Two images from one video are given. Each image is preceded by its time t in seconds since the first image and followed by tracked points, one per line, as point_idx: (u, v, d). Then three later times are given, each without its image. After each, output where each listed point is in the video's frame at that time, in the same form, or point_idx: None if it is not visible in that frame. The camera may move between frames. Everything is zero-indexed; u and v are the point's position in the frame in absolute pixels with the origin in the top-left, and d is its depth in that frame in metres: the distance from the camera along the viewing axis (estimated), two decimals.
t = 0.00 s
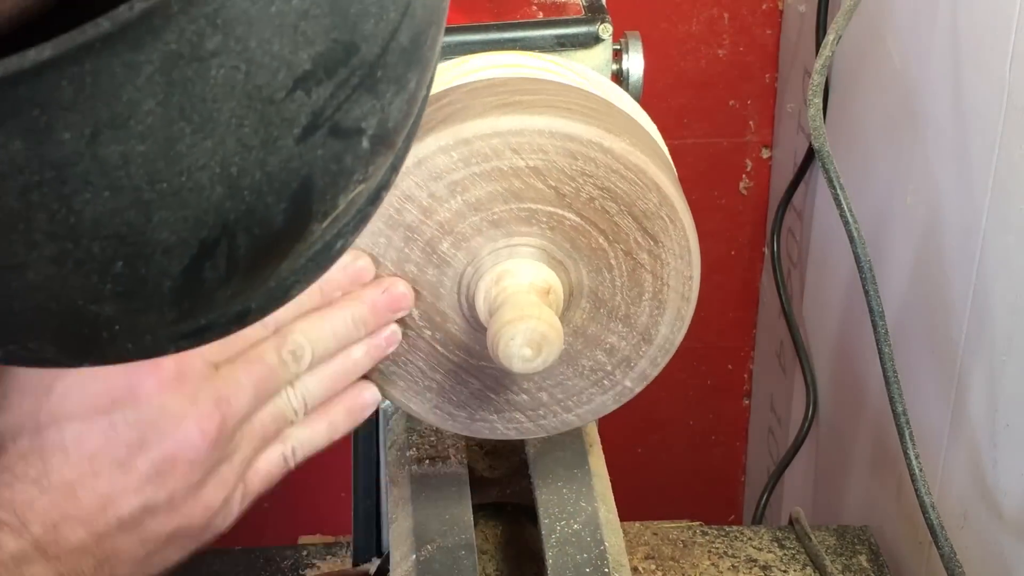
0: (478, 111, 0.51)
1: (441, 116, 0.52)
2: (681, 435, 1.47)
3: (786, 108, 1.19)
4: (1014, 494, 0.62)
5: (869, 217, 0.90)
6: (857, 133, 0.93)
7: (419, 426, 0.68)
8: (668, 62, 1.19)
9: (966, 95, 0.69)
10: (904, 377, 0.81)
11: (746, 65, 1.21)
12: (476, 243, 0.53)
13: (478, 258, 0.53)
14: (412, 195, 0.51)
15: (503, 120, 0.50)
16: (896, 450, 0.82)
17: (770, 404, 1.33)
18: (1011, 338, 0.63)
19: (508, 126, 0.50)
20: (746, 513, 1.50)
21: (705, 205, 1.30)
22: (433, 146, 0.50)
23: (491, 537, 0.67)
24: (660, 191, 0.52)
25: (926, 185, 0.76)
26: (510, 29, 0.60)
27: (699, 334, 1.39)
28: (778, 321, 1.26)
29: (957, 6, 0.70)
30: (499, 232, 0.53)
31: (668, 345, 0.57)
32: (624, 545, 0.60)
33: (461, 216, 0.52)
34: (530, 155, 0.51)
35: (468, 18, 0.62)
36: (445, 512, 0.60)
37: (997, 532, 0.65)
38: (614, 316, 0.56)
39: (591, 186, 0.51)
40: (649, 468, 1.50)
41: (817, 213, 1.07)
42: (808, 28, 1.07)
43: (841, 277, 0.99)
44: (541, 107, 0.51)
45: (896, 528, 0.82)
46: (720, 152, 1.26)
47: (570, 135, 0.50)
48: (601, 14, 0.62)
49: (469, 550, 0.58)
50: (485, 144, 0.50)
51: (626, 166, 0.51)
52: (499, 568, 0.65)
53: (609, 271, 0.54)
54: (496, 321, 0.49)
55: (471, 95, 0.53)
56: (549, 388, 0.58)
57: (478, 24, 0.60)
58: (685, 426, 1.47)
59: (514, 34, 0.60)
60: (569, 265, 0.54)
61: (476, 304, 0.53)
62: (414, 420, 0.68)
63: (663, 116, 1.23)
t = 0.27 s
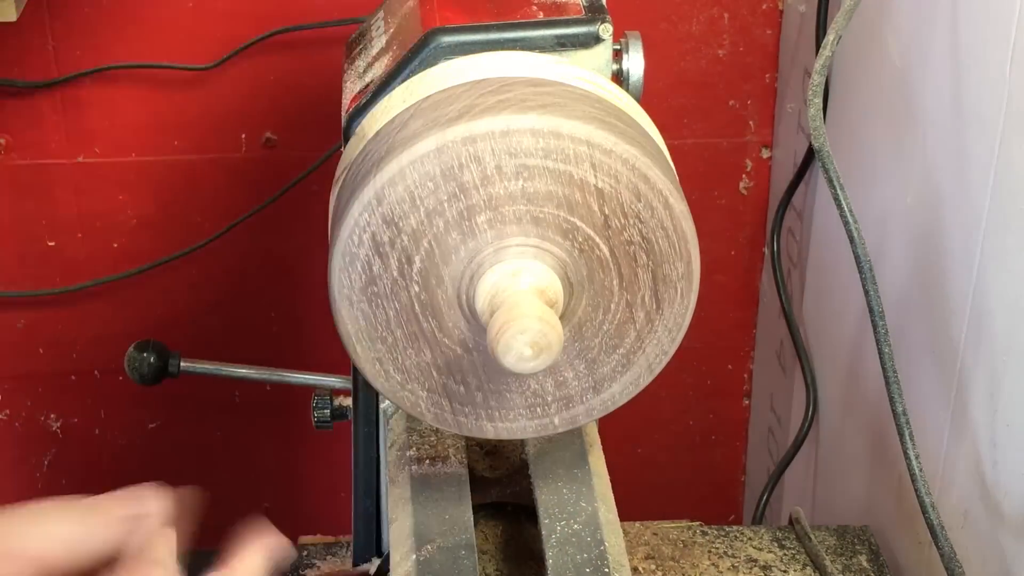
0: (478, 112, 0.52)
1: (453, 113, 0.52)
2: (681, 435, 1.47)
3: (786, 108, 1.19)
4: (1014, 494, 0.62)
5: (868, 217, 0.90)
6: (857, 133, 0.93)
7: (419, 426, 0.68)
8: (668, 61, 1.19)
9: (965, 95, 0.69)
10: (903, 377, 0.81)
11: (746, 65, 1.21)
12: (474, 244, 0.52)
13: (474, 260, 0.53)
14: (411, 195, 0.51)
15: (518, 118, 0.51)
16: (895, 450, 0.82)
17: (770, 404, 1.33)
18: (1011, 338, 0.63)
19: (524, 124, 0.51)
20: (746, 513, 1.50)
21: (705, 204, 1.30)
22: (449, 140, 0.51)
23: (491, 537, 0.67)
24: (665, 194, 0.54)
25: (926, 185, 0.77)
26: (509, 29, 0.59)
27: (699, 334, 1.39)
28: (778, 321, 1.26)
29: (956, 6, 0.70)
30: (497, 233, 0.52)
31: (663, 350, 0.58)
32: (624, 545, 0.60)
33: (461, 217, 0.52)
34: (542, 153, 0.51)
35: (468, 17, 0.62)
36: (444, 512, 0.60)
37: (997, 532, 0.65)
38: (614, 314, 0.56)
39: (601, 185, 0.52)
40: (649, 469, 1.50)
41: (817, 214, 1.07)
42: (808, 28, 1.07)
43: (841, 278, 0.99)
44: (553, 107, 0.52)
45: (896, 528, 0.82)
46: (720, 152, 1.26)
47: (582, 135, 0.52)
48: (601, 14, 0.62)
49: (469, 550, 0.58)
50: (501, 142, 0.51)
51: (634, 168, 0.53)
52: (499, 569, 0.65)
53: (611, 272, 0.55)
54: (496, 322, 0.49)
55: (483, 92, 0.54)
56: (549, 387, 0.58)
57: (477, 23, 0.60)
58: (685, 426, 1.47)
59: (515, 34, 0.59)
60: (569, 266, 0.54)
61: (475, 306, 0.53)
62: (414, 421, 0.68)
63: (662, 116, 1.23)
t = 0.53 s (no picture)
0: (478, 111, 0.52)
1: (454, 112, 0.52)
2: (681, 435, 1.47)
3: (786, 108, 1.19)
4: (1014, 494, 0.62)
5: (868, 216, 0.90)
6: (857, 132, 0.93)
7: (419, 426, 0.68)
8: (668, 61, 1.19)
9: (965, 95, 0.69)
10: (903, 377, 0.81)
11: (746, 65, 1.21)
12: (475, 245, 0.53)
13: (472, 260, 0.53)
14: (411, 195, 0.51)
15: (518, 118, 0.51)
16: (895, 450, 0.82)
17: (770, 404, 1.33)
18: (1011, 338, 0.63)
19: (524, 124, 0.51)
20: (746, 513, 1.50)
21: (705, 204, 1.30)
22: (450, 140, 0.51)
23: (490, 537, 0.67)
24: (665, 194, 0.53)
25: (926, 184, 0.77)
26: (510, 29, 0.59)
27: (699, 334, 1.39)
28: (778, 321, 1.26)
29: (956, 6, 0.70)
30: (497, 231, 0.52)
31: (662, 350, 0.58)
32: (624, 545, 0.60)
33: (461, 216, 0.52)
34: (542, 154, 0.51)
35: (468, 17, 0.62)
36: (444, 512, 0.60)
37: (997, 532, 0.65)
38: (614, 314, 0.56)
39: (601, 186, 0.52)
40: (649, 468, 1.50)
41: (817, 214, 1.07)
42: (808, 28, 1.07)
43: (841, 279, 0.99)
44: (553, 107, 0.52)
45: (895, 528, 0.82)
46: (720, 152, 1.26)
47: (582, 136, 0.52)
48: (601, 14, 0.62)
49: (469, 550, 0.58)
50: (501, 142, 0.51)
51: (634, 168, 0.53)
52: (499, 569, 0.65)
53: (611, 272, 0.55)
54: (496, 322, 0.49)
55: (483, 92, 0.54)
56: (549, 387, 0.58)
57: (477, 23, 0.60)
58: (685, 426, 1.47)
59: (515, 33, 0.59)
60: (568, 264, 0.54)
61: (476, 306, 0.53)
62: (414, 420, 0.68)
63: (662, 116, 1.23)
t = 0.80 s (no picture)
0: (479, 111, 0.52)
1: (454, 112, 0.52)
2: (681, 435, 1.47)
3: (786, 108, 1.19)
4: (1014, 494, 0.62)
5: (868, 217, 0.90)
6: (856, 133, 0.93)
7: (419, 425, 0.68)
8: (668, 61, 1.19)
9: (965, 94, 0.69)
10: (903, 377, 0.81)
11: (746, 65, 1.21)
12: (475, 245, 0.53)
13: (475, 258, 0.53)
14: (410, 196, 0.51)
15: (518, 118, 0.51)
16: (895, 449, 0.82)
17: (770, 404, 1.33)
18: (1011, 338, 0.63)
19: (524, 124, 0.51)
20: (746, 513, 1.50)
21: (705, 204, 1.30)
22: (450, 140, 0.51)
23: (490, 537, 0.67)
24: (665, 194, 0.53)
25: (925, 184, 0.77)
26: (510, 29, 0.59)
27: (699, 334, 1.39)
28: (777, 321, 1.26)
29: (956, 6, 0.70)
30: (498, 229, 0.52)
31: (662, 350, 0.58)
32: (624, 545, 0.60)
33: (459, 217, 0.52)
34: (542, 154, 0.51)
35: (469, 16, 0.62)
36: (444, 512, 0.60)
37: (997, 532, 0.65)
38: (614, 312, 0.56)
39: (601, 186, 0.52)
40: (649, 468, 1.50)
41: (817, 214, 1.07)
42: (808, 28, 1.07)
43: (841, 279, 0.99)
44: (554, 107, 0.52)
45: (895, 528, 0.82)
46: (720, 152, 1.26)
47: (582, 136, 0.52)
48: (601, 14, 0.62)
49: (469, 550, 0.58)
50: (501, 142, 0.51)
51: (634, 168, 0.53)
52: (499, 568, 0.65)
53: (611, 272, 0.55)
54: (496, 322, 0.49)
55: (483, 92, 0.54)
56: (550, 387, 0.58)
57: (477, 23, 0.60)
58: (684, 425, 1.47)
59: (514, 34, 0.59)
60: (570, 264, 0.54)
61: (476, 305, 0.53)
62: (413, 420, 0.68)
63: (662, 116, 1.23)
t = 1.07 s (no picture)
0: (479, 111, 0.52)
1: (454, 112, 0.52)
2: (681, 435, 1.47)
3: (785, 108, 1.19)
4: (1014, 494, 0.62)
5: (868, 216, 0.90)
6: (856, 133, 0.93)
7: (419, 426, 0.68)
8: (668, 62, 1.19)
9: (965, 94, 0.69)
10: (903, 377, 0.81)
11: (746, 65, 1.21)
12: (475, 245, 0.53)
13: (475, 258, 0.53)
14: (410, 196, 0.51)
15: (518, 118, 0.51)
16: (895, 449, 0.82)
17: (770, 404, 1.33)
18: (1011, 337, 0.63)
19: (524, 124, 0.51)
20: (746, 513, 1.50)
21: (705, 204, 1.30)
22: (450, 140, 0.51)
23: (490, 537, 0.67)
24: (665, 194, 0.53)
25: (925, 184, 0.77)
26: (510, 29, 0.59)
27: (699, 334, 1.39)
28: (777, 321, 1.26)
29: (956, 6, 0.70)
30: (498, 229, 0.52)
31: (662, 350, 0.58)
32: (624, 545, 0.60)
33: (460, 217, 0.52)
34: (541, 154, 0.51)
35: (469, 16, 0.61)
36: (444, 511, 0.60)
37: (997, 532, 0.65)
38: (614, 312, 0.56)
39: (601, 186, 0.52)
40: (649, 468, 1.50)
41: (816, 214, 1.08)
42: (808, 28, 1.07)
43: (841, 279, 0.99)
44: (553, 107, 0.52)
45: (895, 528, 0.82)
46: (720, 152, 1.26)
47: (582, 135, 0.52)
48: (601, 13, 0.62)
49: (469, 550, 0.58)
50: (501, 142, 0.51)
51: (634, 169, 0.53)
52: (499, 568, 0.65)
53: (611, 272, 0.55)
54: (496, 322, 0.49)
55: (483, 92, 0.54)
56: (551, 387, 0.58)
57: (477, 23, 0.60)
58: (684, 425, 1.47)
59: (515, 33, 0.59)
60: (570, 263, 0.54)
61: (476, 306, 0.53)
62: (414, 420, 0.68)
63: (662, 116, 1.23)
